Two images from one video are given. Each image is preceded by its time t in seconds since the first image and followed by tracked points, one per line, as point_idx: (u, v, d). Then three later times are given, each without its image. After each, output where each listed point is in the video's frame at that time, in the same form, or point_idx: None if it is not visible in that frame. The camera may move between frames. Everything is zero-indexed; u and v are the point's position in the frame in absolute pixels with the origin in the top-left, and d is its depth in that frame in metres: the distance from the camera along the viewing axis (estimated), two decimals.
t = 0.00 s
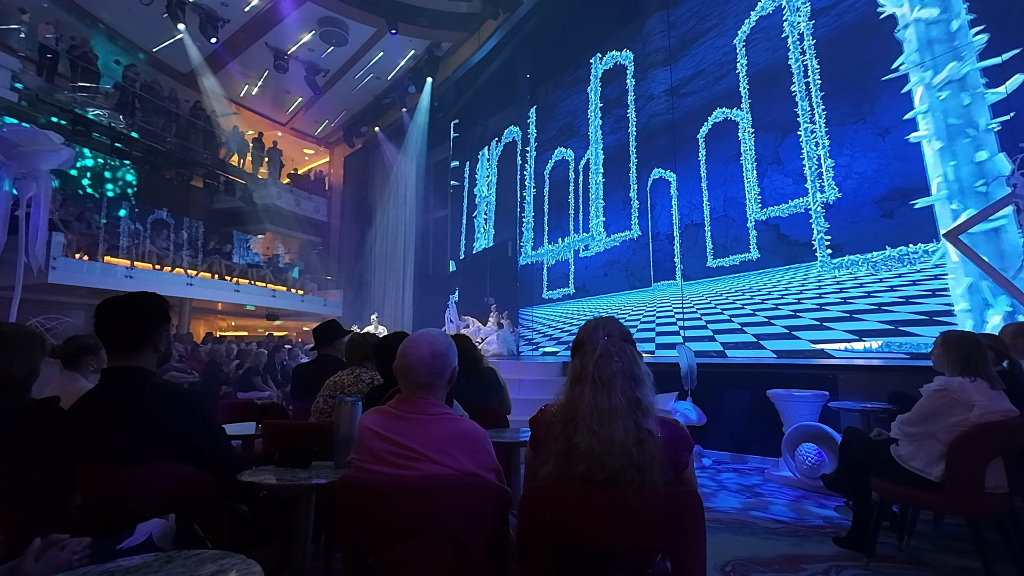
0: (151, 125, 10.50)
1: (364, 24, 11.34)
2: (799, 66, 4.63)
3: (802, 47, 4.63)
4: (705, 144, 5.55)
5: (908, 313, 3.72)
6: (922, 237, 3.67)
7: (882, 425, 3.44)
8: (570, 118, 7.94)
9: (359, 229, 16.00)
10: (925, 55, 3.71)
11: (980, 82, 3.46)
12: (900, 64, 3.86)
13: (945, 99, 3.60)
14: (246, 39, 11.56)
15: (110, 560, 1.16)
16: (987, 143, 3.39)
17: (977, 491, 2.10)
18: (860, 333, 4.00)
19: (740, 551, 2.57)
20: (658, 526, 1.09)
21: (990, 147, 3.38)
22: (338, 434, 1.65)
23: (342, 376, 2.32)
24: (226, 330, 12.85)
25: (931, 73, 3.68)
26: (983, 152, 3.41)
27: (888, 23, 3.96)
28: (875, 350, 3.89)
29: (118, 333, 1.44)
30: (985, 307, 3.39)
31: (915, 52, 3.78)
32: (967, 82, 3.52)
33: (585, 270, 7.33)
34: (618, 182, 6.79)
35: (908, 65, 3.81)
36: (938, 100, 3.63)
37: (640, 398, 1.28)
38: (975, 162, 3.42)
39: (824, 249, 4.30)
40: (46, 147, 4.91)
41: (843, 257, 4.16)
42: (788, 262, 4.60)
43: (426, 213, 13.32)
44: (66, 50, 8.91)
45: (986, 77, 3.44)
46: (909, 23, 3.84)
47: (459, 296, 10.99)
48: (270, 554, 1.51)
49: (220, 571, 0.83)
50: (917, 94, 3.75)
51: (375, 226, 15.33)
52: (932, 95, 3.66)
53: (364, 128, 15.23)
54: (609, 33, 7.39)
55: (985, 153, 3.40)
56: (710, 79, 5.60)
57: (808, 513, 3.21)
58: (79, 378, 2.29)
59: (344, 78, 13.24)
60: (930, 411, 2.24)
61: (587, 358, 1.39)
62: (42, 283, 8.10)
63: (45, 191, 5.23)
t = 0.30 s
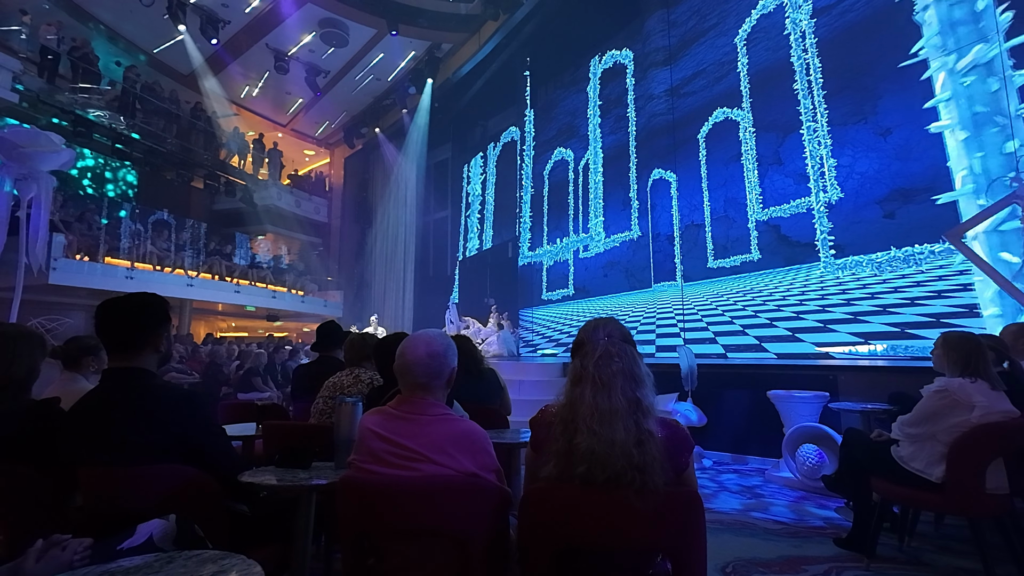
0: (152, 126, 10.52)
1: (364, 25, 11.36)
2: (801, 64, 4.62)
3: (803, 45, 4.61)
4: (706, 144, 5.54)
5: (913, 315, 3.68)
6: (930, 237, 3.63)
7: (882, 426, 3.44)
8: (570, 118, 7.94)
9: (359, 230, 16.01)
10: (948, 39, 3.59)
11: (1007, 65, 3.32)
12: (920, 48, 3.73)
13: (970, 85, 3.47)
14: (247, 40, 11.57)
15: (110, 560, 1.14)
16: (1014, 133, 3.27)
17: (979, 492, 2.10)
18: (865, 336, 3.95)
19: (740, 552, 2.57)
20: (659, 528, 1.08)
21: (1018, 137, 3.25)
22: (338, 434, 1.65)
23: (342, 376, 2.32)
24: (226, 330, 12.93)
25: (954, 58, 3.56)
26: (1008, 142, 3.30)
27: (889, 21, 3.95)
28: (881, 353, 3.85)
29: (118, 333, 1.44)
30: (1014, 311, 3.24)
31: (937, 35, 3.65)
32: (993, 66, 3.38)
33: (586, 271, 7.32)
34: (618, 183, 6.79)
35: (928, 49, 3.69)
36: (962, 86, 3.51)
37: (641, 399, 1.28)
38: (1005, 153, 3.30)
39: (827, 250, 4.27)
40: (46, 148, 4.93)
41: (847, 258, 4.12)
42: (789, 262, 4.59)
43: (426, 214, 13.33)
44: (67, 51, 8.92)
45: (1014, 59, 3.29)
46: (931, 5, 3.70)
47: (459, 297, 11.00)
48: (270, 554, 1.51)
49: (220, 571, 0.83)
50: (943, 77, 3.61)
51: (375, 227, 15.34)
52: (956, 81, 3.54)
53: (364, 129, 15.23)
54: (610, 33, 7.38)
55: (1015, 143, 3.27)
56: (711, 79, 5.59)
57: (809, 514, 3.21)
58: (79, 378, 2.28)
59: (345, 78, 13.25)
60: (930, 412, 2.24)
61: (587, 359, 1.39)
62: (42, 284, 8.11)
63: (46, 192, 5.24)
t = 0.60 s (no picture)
0: (152, 127, 10.53)
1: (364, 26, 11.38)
2: (803, 62, 4.60)
3: (805, 43, 4.60)
4: (707, 144, 5.54)
5: (919, 316, 3.63)
6: (935, 236, 3.59)
7: (882, 426, 3.44)
8: (570, 118, 7.95)
9: (359, 230, 16.02)
10: (974, 18, 3.45)
11: None
12: (942, 30, 3.62)
13: (999, 66, 3.33)
14: (247, 41, 11.57)
15: (107, 561, 1.12)
16: None
17: (980, 493, 2.10)
18: (870, 339, 3.90)
19: (740, 552, 2.56)
20: (660, 528, 1.08)
21: None
22: (337, 434, 1.64)
23: (340, 376, 2.31)
24: (226, 330, 12.91)
25: (983, 38, 3.41)
26: None
27: (890, 20, 3.95)
28: (886, 356, 3.80)
29: (118, 334, 1.43)
30: None
31: (962, 15, 3.52)
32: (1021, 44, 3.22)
33: (586, 271, 7.30)
34: (618, 182, 6.79)
35: (951, 29, 3.57)
36: (989, 69, 3.37)
37: (641, 398, 1.28)
38: None
39: (831, 251, 4.24)
40: (46, 149, 4.94)
41: (851, 258, 4.10)
42: (789, 263, 4.59)
43: (427, 215, 13.33)
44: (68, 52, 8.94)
45: None
46: None
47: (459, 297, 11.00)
48: (269, 555, 1.51)
49: (219, 571, 0.83)
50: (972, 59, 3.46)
51: (375, 228, 15.35)
52: (984, 64, 3.39)
53: (364, 130, 15.25)
54: (609, 33, 7.38)
55: None
56: (711, 78, 5.59)
57: (809, 515, 3.20)
58: (79, 379, 2.28)
59: (345, 79, 13.26)
60: (931, 412, 2.23)
61: (586, 358, 1.38)
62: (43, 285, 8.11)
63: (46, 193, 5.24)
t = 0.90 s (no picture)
0: (153, 128, 10.55)
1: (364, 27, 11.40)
2: (804, 60, 4.59)
3: (807, 40, 4.59)
4: (707, 144, 5.54)
5: (926, 318, 3.60)
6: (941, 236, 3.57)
7: (883, 426, 3.44)
8: (569, 118, 7.95)
9: (360, 231, 16.03)
10: None
11: None
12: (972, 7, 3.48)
13: None
14: (247, 41, 11.58)
15: (107, 561, 1.12)
16: None
17: (981, 494, 2.10)
18: (876, 341, 3.86)
19: (741, 553, 2.56)
20: (660, 528, 1.08)
21: None
22: (337, 434, 1.64)
23: (340, 378, 2.31)
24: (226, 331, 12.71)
25: (1012, 12, 3.27)
26: None
27: (892, 18, 3.94)
28: (892, 358, 3.76)
29: (118, 333, 1.43)
30: None
31: None
32: None
33: (586, 272, 7.30)
34: (618, 183, 6.79)
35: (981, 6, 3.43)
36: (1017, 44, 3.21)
37: (640, 398, 1.28)
38: None
39: (835, 251, 4.22)
40: (47, 149, 4.95)
41: (855, 258, 4.08)
42: (791, 263, 4.58)
43: (427, 216, 13.34)
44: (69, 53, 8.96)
45: None
46: None
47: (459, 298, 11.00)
48: (269, 555, 1.51)
49: (217, 571, 0.83)
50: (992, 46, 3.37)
51: (375, 228, 15.35)
52: (1013, 40, 3.24)
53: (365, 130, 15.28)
54: (609, 33, 7.38)
55: None
56: (712, 78, 5.59)
57: (809, 516, 3.20)
58: (79, 379, 2.28)
59: (345, 80, 13.26)
60: (933, 412, 2.23)
61: (586, 358, 1.38)
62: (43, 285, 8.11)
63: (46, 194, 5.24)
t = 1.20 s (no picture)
0: (153, 129, 10.56)
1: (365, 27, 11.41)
2: (806, 58, 4.59)
3: (810, 37, 4.58)
4: (708, 144, 5.54)
5: (933, 319, 3.58)
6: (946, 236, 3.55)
7: (883, 427, 3.44)
8: (569, 117, 7.95)
9: (360, 232, 16.03)
10: None
11: None
12: None
13: None
14: (248, 42, 11.58)
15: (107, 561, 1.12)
16: None
17: (982, 495, 2.09)
18: (883, 344, 3.84)
19: (742, 554, 2.56)
20: (660, 529, 1.08)
21: None
22: (337, 435, 1.64)
23: (340, 378, 2.31)
24: (227, 332, 12.83)
25: None
26: None
27: (893, 17, 3.95)
28: (897, 359, 3.75)
29: (118, 333, 1.43)
30: None
31: None
32: None
33: (586, 272, 7.29)
34: (618, 183, 6.79)
35: None
36: None
37: (641, 399, 1.28)
38: None
39: (839, 252, 4.21)
40: (48, 150, 4.96)
41: (859, 258, 4.06)
42: (792, 263, 4.58)
43: (427, 216, 13.34)
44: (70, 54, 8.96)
45: None
46: None
47: (459, 298, 11.00)
48: (270, 556, 1.51)
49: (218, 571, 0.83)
50: (1001, 42, 3.35)
51: (375, 229, 15.35)
52: None
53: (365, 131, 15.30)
54: (610, 32, 7.38)
55: None
56: (712, 77, 5.59)
57: (810, 517, 3.20)
58: (80, 380, 2.29)
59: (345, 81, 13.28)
60: (934, 413, 2.22)
61: (587, 359, 1.38)
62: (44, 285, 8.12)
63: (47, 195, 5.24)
